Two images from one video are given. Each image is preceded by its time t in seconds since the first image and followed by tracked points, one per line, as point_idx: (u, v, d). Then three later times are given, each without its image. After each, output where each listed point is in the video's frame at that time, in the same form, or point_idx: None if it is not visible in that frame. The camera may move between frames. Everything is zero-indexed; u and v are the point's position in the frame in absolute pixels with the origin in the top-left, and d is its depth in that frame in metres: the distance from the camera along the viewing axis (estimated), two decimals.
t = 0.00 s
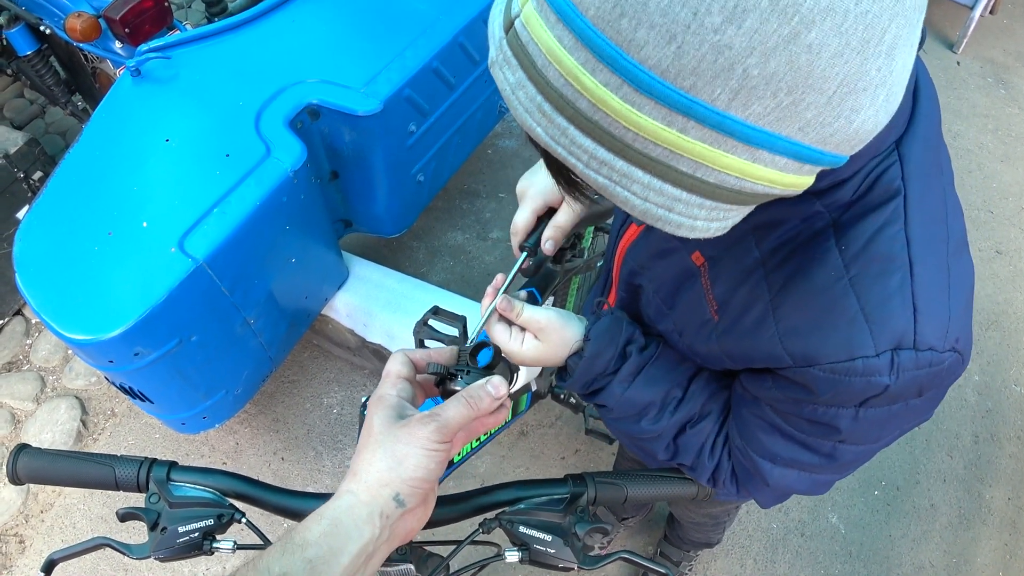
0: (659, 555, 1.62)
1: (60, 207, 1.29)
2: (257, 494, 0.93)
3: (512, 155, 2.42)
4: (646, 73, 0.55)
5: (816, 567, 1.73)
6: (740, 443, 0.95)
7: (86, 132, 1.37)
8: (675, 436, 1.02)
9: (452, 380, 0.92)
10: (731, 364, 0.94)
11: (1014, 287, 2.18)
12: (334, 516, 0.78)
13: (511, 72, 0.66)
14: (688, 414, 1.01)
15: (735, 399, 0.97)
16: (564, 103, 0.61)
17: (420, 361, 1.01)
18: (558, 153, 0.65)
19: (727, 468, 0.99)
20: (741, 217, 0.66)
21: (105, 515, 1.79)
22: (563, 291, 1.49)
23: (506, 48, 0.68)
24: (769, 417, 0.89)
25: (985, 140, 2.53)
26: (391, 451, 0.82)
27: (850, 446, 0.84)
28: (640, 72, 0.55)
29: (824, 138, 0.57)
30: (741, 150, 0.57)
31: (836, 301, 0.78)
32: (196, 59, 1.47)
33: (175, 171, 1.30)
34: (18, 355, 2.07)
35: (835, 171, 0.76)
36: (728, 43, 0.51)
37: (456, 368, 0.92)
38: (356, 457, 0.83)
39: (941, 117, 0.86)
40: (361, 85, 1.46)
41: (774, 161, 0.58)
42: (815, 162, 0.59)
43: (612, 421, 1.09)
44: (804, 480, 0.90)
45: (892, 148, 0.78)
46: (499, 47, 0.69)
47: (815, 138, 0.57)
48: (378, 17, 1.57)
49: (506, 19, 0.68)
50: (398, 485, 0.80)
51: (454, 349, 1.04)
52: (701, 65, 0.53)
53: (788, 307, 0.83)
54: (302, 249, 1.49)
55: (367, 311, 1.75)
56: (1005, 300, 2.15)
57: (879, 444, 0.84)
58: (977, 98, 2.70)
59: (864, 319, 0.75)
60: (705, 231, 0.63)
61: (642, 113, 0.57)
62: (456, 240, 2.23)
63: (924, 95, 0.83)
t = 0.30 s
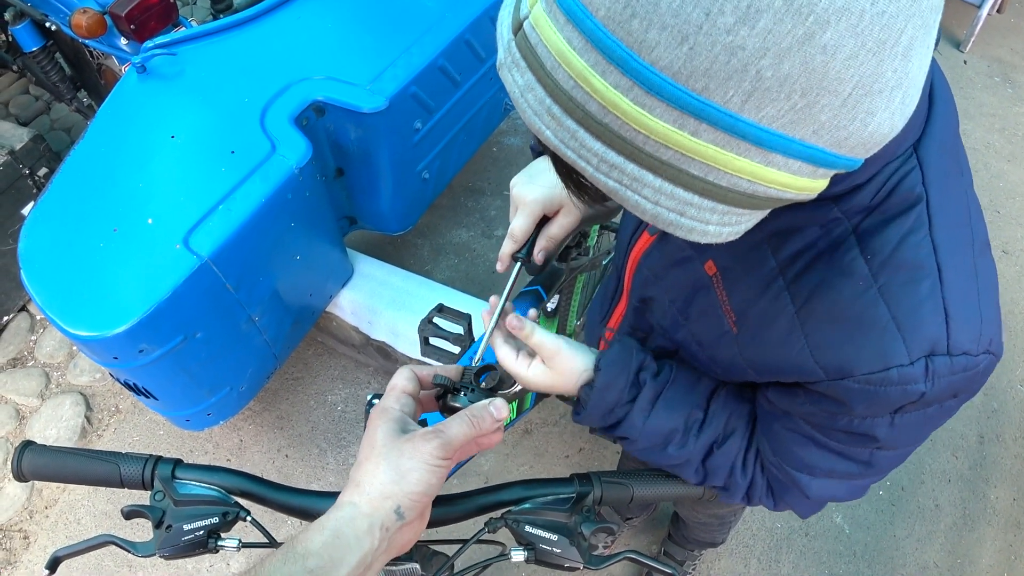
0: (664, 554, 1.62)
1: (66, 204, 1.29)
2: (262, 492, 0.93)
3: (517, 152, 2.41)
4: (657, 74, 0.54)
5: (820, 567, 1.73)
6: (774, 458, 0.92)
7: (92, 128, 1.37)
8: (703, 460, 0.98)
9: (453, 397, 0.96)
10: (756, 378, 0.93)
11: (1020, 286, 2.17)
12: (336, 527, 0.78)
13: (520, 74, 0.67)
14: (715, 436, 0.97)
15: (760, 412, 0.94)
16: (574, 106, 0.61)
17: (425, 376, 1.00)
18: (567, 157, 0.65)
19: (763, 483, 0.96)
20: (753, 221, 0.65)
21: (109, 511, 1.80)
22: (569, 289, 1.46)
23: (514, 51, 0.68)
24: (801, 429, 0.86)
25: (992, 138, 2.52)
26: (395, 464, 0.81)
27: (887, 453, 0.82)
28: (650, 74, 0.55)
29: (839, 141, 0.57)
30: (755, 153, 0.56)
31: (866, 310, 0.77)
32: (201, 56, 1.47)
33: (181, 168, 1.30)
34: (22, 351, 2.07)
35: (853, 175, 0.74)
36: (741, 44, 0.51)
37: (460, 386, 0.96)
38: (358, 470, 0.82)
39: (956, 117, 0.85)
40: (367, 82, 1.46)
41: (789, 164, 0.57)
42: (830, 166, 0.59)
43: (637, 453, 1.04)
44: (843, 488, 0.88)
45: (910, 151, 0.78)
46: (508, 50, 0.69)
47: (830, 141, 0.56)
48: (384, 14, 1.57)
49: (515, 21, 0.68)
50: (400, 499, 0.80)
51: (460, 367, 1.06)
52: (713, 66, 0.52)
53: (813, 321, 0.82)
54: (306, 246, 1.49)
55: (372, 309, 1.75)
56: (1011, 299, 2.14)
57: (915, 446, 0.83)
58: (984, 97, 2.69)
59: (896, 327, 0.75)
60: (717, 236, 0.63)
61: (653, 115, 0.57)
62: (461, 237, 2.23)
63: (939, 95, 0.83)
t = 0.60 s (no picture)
0: (665, 551, 1.62)
1: (64, 201, 1.29)
2: (261, 492, 0.93)
3: (518, 148, 2.41)
4: (654, 83, 0.54)
5: (822, 563, 1.73)
6: (791, 463, 0.91)
7: (89, 126, 1.36)
8: (719, 473, 0.98)
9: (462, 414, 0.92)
10: (767, 382, 0.92)
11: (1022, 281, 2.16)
12: (340, 541, 0.77)
13: (513, 88, 0.66)
14: (729, 448, 0.97)
15: (773, 419, 0.94)
16: (570, 119, 0.60)
17: (433, 392, 0.96)
18: (565, 171, 0.64)
19: (782, 490, 0.95)
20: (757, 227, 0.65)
21: (109, 509, 1.79)
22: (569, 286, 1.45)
23: (506, 64, 0.67)
24: (817, 433, 0.86)
25: (994, 133, 2.51)
26: (402, 482, 0.80)
27: (907, 450, 0.82)
28: (647, 83, 0.54)
29: (843, 142, 0.56)
30: (758, 159, 0.56)
31: (879, 312, 0.76)
32: (199, 52, 1.46)
33: (179, 164, 1.30)
34: (22, 349, 2.07)
35: (856, 174, 0.73)
36: (739, 48, 0.50)
37: (467, 402, 0.92)
38: (364, 483, 0.81)
39: (957, 111, 0.84)
40: (367, 77, 1.45)
41: (792, 168, 0.57)
42: (835, 166, 0.58)
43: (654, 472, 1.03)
44: (864, 487, 0.87)
45: (914, 147, 0.77)
46: (499, 63, 0.69)
47: (835, 143, 0.56)
48: (382, 9, 1.56)
49: (504, 34, 0.68)
50: (405, 515, 0.79)
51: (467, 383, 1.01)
52: (712, 72, 0.52)
53: (825, 322, 0.81)
54: (306, 242, 1.49)
55: (372, 305, 1.74)
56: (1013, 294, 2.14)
57: (934, 442, 0.82)
58: (986, 91, 2.68)
59: (912, 327, 0.74)
60: (723, 243, 0.62)
61: (651, 124, 0.56)
62: (462, 233, 2.22)
63: (941, 88, 0.82)
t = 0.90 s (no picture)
0: (668, 546, 1.62)
1: (66, 196, 1.29)
2: (265, 488, 0.93)
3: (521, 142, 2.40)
4: (638, 77, 0.53)
5: (825, 559, 1.72)
6: (797, 459, 0.91)
7: (91, 122, 1.36)
8: (726, 468, 0.98)
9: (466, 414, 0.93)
10: (772, 377, 0.92)
11: None
12: (344, 537, 0.76)
13: (506, 85, 0.66)
14: (736, 444, 0.96)
15: (779, 415, 0.93)
16: (559, 115, 0.60)
17: (437, 389, 0.96)
18: (558, 166, 0.64)
19: (789, 487, 0.95)
20: (756, 220, 0.64)
21: (113, 504, 1.80)
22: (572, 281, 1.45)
23: (499, 61, 0.67)
24: (824, 429, 0.85)
25: (1000, 128, 2.50)
26: (407, 479, 0.80)
27: (914, 446, 0.82)
28: (631, 77, 0.53)
29: (836, 134, 0.54)
30: (747, 152, 0.55)
31: (887, 305, 0.76)
32: (201, 47, 1.46)
33: (180, 160, 1.30)
34: (26, 344, 2.08)
35: (857, 166, 0.74)
36: (721, 41, 0.49)
37: (471, 403, 0.93)
38: (368, 480, 0.81)
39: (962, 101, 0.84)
40: (369, 72, 1.45)
41: (784, 159, 0.56)
42: (830, 158, 0.57)
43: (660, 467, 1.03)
44: (870, 484, 0.87)
45: (919, 138, 0.77)
46: (492, 60, 0.69)
47: (826, 135, 0.54)
48: (384, 4, 1.56)
49: (497, 32, 0.68)
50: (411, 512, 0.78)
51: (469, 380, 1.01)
52: (694, 66, 0.51)
53: (831, 317, 0.81)
54: (309, 238, 1.49)
55: (375, 300, 1.74)
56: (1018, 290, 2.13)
57: (941, 438, 0.82)
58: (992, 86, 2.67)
59: (920, 321, 0.73)
60: (717, 237, 0.62)
61: (638, 118, 0.55)
62: (465, 228, 2.22)
63: (946, 81, 0.82)
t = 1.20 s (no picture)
0: (670, 542, 1.62)
1: (70, 190, 1.29)
2: (268, 482, 0.93)
3: (524, 137, 2.40)
4: (643, 58, 0.53)
5: (827, 556, 1.72)
6: (806, 458, 0.90)
7: (95, 115, 1.36)
8: (735, 468, 0.97)
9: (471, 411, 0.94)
10: (785, 373, 0.92)
11: None
12: (348, 533, 0.75)
13: (515, 69, 0.66)
14: (745, 444, 0.96)
15: (790, 413, 0.93)
16: (567, 97, 0.60)
17: (442, 385, 0.96)
18: (566, 149, 0.63)
19: (798, 488, 0.94)
20: (767, 206, 0.62)
21: (115, 497, 1.80)
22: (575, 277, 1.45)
23: (508, 45, 0.67)
24: (837, 425, 0.85)
25: (1005, 126, 2.49)
26: (411, 475, 0.79)
27: (928, 444, 0.81)
28: (635, 58, 0.53)
29: (844, 119, 0.54)
30: (755, 135, 0.54)
31: (901, 299, 0.76)
32: (206, 40, 1.46)
33: (185, 153, 1.30)
34: (30, 337, 2.09)
35: (870, 158, 0.74)
36: (724, 21, 0.49)
37: (475, 399, 0.94)
38: (371, 475, 0.80)
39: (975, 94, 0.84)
40: (373, 66, 1.44)
41: (792, 145, 0.55)
42: (839, 144, 0.56)
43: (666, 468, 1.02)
44: (881, 485, 0.87)
45: (935, 130, 0.77)
46: (502, 45, 0.69)
47: (834, 119, 0.54)
48: None
49: (506, 16, 0.68)
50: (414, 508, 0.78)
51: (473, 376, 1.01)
52: (698, 46, 0.51)
53: (847, 311, 0.81)
54: (312, 232, 1.48)
55: (378, 295, 1.74)
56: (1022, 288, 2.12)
57: (954, 437, 0.82)
58: (997, 83, 2.66)
59: (936, 314, 0.73)
60: (725, 224, 0.61)
61: (643, 100, 0.55)
62: (468, 223, 2.22)
63: (960, 74, 0.82)
